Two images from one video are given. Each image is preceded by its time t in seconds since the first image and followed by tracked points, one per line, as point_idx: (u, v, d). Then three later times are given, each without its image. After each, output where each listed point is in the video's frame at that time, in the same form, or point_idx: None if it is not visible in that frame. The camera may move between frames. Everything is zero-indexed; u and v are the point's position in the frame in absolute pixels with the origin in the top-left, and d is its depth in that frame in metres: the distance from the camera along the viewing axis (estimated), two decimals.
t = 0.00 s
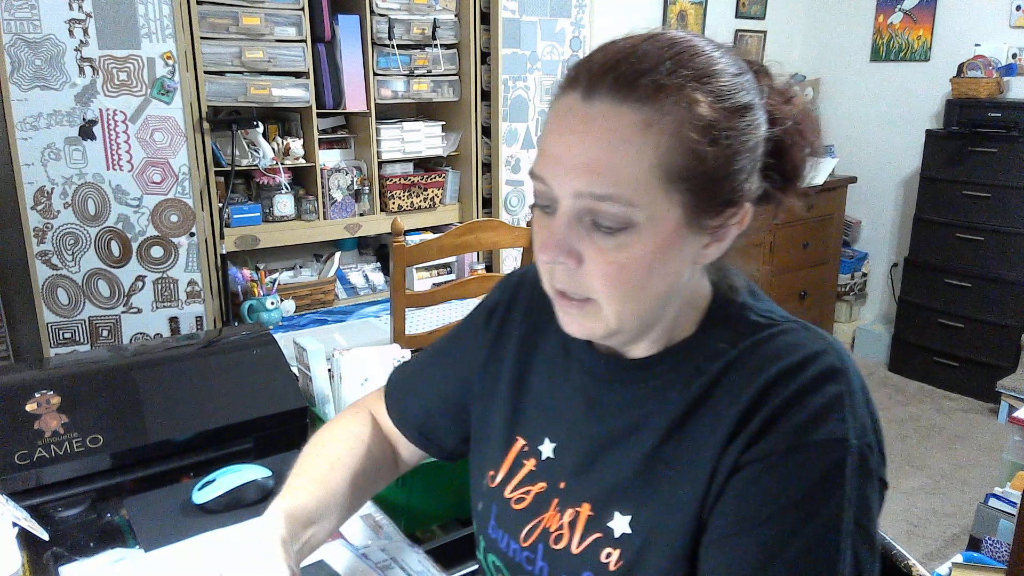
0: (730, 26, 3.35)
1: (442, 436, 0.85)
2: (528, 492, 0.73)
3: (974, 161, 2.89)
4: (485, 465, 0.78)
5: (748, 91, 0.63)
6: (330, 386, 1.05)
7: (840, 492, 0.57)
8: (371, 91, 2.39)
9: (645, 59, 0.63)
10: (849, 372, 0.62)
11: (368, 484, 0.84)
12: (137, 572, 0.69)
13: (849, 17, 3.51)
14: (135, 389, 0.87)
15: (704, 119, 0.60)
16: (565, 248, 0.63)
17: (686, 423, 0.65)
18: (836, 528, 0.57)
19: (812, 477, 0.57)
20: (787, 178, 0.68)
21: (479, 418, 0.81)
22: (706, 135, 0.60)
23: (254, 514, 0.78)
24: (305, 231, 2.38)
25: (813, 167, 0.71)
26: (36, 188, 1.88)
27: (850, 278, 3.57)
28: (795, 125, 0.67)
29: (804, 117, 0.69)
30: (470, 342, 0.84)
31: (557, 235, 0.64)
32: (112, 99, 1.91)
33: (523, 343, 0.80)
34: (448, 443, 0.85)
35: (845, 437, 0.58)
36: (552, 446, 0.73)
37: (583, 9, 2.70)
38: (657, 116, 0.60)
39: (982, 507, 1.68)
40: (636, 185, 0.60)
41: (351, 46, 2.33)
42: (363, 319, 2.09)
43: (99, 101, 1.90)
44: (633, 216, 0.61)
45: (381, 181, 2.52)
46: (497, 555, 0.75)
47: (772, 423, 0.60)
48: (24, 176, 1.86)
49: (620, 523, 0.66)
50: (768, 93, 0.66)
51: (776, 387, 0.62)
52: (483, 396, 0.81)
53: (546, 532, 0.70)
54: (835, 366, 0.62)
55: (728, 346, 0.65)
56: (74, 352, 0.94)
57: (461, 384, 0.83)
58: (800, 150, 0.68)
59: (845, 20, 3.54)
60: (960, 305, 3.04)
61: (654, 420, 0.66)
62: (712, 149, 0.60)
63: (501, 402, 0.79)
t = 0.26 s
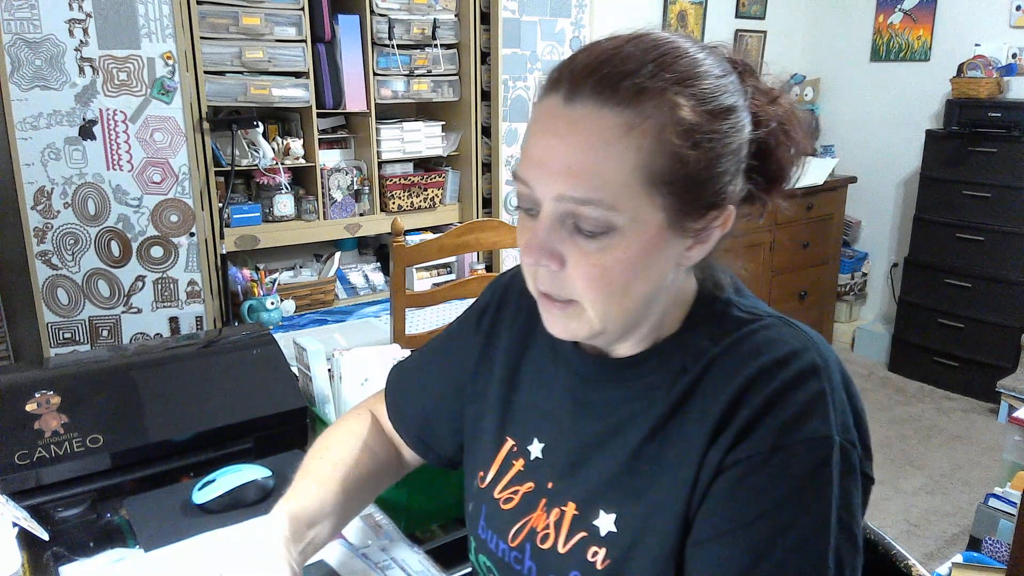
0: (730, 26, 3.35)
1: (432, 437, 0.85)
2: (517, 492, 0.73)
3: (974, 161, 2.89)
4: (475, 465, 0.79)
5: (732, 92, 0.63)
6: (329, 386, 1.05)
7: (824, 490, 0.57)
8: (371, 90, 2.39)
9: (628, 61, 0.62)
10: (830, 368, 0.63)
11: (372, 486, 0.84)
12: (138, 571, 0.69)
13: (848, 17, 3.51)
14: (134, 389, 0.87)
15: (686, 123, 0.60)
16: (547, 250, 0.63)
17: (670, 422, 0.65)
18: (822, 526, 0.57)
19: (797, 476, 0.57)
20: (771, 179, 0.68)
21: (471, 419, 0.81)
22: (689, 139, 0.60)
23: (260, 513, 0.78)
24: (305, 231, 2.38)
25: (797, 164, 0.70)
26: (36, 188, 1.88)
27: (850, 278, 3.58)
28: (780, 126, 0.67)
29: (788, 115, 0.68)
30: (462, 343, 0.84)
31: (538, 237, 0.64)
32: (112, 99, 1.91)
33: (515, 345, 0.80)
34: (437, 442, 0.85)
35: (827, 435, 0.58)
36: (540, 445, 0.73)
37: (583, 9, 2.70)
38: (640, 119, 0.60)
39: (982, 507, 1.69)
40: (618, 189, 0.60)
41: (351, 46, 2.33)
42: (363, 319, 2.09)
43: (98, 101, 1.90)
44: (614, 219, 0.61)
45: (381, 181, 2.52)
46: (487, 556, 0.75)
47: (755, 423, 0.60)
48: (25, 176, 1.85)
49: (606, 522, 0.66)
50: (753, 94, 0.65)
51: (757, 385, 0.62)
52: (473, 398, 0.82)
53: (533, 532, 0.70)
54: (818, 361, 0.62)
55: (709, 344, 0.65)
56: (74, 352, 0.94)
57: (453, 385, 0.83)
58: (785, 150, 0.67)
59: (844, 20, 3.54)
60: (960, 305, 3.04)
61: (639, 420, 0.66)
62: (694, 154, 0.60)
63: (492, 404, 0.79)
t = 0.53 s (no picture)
0: (730, 26, 3.35)
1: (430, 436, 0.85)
2: (514, 490, 0.73)
3: (974, 161, 2.89)
4: (473, 463, 0.79)
5: (724, 92, 0.63)
6: (329, 386, 1.05)
7: (820, 488, 0.57)
8: (370, 90, 2.39)
9: (621, 62, 0.62)
10: (823, 365, 0.63)
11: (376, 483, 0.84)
12: (138, 571, 0.69)
13: (849, 17, 3.51)
14: (135, 389, 0.87)
15: (678, 123, 0.60)
16: (541, 251, 0.63)
17: (664, 420, 0.65)
18: (819, 524, 0.57)
19: (793, 474, 0.57)
20: (764, 178, 0.68)
21: (470, 418, 0.82)
22: (682, 139, 0.60)
23: (259, 513, 0.78)
24: (305, 231, 2.38)
25: (791, 163, 0.70)
26: (36, 188, 1.88)
27: (850, 278, 3.58)
28: (773, 125, 0.67)
29: (782, 114, 0.68)
30: (459, 344, 0.84)
31: (531, 237, 0.64)
32: (112, 98, 1.91)
33: (512, 346, 0.80)
34: (436, 441, 0.85)
35: (821, 433, 0.58)
36: (537, 445, 0.73)
37: (583, 9, 2.70)
38: (632, 120, 0.60)
39: (982, 507, 1.69)
40: (611, 189, 0.60)
41: (351, 46, 2.34)
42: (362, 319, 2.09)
43: (99, 101, 1.90)
44: (606, 220, 0.60)
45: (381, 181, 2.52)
46: (485, 555, 0.75)
47: (749, 421, 0.60)
48: (25, 177, 1.86)
49: (601, 520, 0.66)
50: (746, 93, 0.66)
51: (750, 383, 0.62)
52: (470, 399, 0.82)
53: (529, 530, 0.71)
54: (811, 358, 0.62)
55: (703, 340, 0.66)
56: (74, 352, 0.94)
57: (451, 384, 0.83)
58: (778, 150, 0.67)
59: (844, 20, 3.54)
60: (960, 305, 3.04)
61: (634, 418, 0.66)
62: (686, 154, 0.60)
63: (491, 404, 0.79)
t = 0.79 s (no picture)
0: (730, 26, 3.35)
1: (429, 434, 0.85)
2: (515, 489, 0.73)
3: (974, 161, 2.89)
4: (474, 462, 0.79)
5: (725, 91, 0.63)
6: (330, 386, 1.05)
7: (820, 487, 0.57)
8: (371, 90, 2.39)
9: (621, 61, 0.62)
10: (823, 364, 0.63)
11: (381, 481, 0.85)
12: (138, 571, 0.69)
13: (849, 17, 3.51)
14: (135, 389, 0.87)
15: (679, 123, 0.60)
16: (542, 250, 0.63)
17: (664, 418, 0.65)
18: (820, 523, 0.57)
19: (793, 473, 0.57)
20: (765, 177, 0.68)
21: (472, 417, 0.82)
22: (682, 138, 0.60)
23: (259, 513, 0.78)
24: (305, 232, 2.38)
25: (792, 162, 0.70)
26: (36, 188, 1.88)
27: (850, 278, 3.58)
28: (774, 124, 0.67)
29: (782, 113, 0.68)
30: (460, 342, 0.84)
31: (532, 236, 0.64)
32: (112, 99, 1.91)
33: (514, 346, 0.80)
34: (437, 442, 0.85)
35: (821, 431, 0.58)
36: (538, 443, 0.73)
37: (584, 9, 2.70)
38: (632, 120, 0.60)
39: (982, 507, 1.69)
40: (612, 189, 0.60)
41: (351, 46, 2.34)
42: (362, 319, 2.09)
43: (99, 101, 1.90)
44: (608, 218, 0.60)
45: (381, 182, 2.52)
46: (486, 554, 0.75)
47: (749, 421, 0.60)
48: (24, 177, 1.86)
49: (601, 517, 0.66)
50: (746, 92, 0.65)
51: (750, 381, 0.62)
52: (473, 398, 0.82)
53: (529, 529, 0.71)
54: (811, 357, 0.62)
55: (704, 338, 0.66)
56: (74, 352, 0.94)
57: (451, 384, 0.83)
58: (779, 149, 0.67)
59: (844, 20, 3.53)
60: (960, 305, 3.04)
61: (635, 416, 0.66)
62: (688, 154, 0.60)
63: (494, 403, 0.79)
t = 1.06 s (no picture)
0: (730, 26, 3.35)
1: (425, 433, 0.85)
2: (513, 489, 0.73)
3: (974, 161, 2.89)
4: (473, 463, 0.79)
5: (727, 91, 0.62)
6: (330, 386, 1.05)
7: (818, 487, 0.57)
8: (371, 90, 2.39)
9: (622, 60, 0.62)
10: (821, 364, 0.63)
11: (388, 481, 0.84)
12: (138, 572, 0.69)
13: (849, 17, 3.51)
14: (135, 389, 0.87)
15: (679, 123, 0.59)
16: (540, 249, 0.63)
17: (662, 417, 0.65)
18: (819, 524, 0.57)
19: (791, 473, 0.57)
20: (766, 177, 0.68)
21: (473, 417, 0.82)
22: (683, 139, 0.60)
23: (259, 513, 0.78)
24: (305, 232, 2.38)
25: (795, 162, 0.70)
26: (36, 188, 1.87)
27: (850, 278, 3.58)
28: (776, 124, 0.66)
29: (783, 114, 0.68)
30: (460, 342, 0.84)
31: (531, 235, 0.64)
32: (112, 99, 1.91)
33: (514, 346, 0.80)
34: (437, 441, 0.85)
35: (819, 431, 0.58)
36: (537, 443, 0.73)
37: (583, 9, 2.70)
38: (632, 120, 0.60)
39: (982, 507, 1.69)
40: (611, 189, 0.60)
41: (351, 46, 2.34)
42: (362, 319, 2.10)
43: (99, 101, 1.90)
44: (606, 219, 0.60)
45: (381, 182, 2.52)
46: (484, 553, 0.75)
47: (748, 421, 0.60)
48: (24, 177, 1.85)
49: (598, 517, 0.66)
50: (748, 93, 0.65)
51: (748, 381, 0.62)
52: (473, 398, 0.82)
53: (527, 528, 0.71)
54: (809, 357, 0.62)
55: (701, 337, 0.66)
56: (74, 352, 0.94)
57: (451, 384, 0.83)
58: (781, 150, 0.67)
59: (844, 20, 3.53)
60: (960, 305, 3.04)
61: (634, 414, 0.66)
62: (687, 154, 0.60)
63: (493, 402, 0.79)
